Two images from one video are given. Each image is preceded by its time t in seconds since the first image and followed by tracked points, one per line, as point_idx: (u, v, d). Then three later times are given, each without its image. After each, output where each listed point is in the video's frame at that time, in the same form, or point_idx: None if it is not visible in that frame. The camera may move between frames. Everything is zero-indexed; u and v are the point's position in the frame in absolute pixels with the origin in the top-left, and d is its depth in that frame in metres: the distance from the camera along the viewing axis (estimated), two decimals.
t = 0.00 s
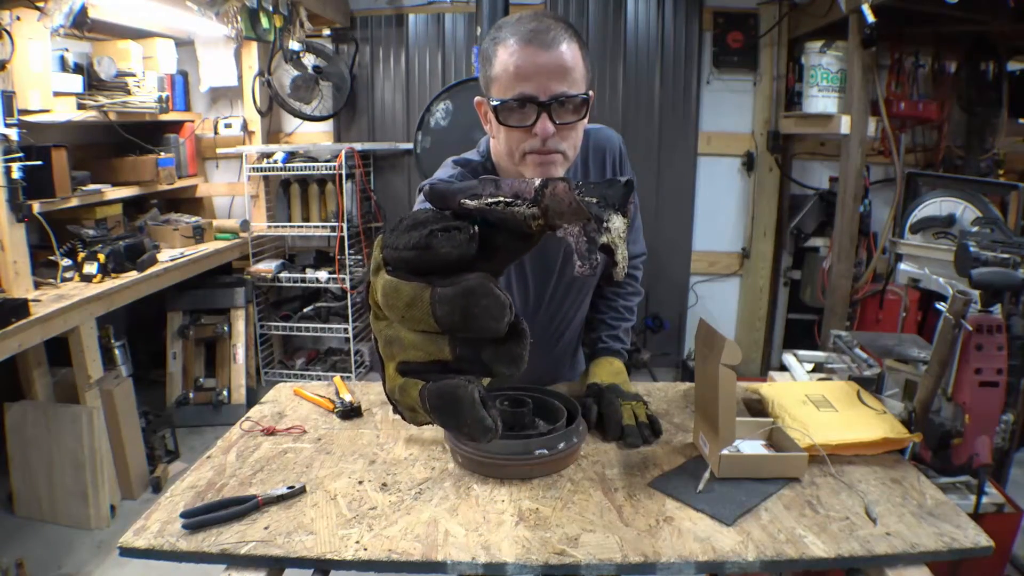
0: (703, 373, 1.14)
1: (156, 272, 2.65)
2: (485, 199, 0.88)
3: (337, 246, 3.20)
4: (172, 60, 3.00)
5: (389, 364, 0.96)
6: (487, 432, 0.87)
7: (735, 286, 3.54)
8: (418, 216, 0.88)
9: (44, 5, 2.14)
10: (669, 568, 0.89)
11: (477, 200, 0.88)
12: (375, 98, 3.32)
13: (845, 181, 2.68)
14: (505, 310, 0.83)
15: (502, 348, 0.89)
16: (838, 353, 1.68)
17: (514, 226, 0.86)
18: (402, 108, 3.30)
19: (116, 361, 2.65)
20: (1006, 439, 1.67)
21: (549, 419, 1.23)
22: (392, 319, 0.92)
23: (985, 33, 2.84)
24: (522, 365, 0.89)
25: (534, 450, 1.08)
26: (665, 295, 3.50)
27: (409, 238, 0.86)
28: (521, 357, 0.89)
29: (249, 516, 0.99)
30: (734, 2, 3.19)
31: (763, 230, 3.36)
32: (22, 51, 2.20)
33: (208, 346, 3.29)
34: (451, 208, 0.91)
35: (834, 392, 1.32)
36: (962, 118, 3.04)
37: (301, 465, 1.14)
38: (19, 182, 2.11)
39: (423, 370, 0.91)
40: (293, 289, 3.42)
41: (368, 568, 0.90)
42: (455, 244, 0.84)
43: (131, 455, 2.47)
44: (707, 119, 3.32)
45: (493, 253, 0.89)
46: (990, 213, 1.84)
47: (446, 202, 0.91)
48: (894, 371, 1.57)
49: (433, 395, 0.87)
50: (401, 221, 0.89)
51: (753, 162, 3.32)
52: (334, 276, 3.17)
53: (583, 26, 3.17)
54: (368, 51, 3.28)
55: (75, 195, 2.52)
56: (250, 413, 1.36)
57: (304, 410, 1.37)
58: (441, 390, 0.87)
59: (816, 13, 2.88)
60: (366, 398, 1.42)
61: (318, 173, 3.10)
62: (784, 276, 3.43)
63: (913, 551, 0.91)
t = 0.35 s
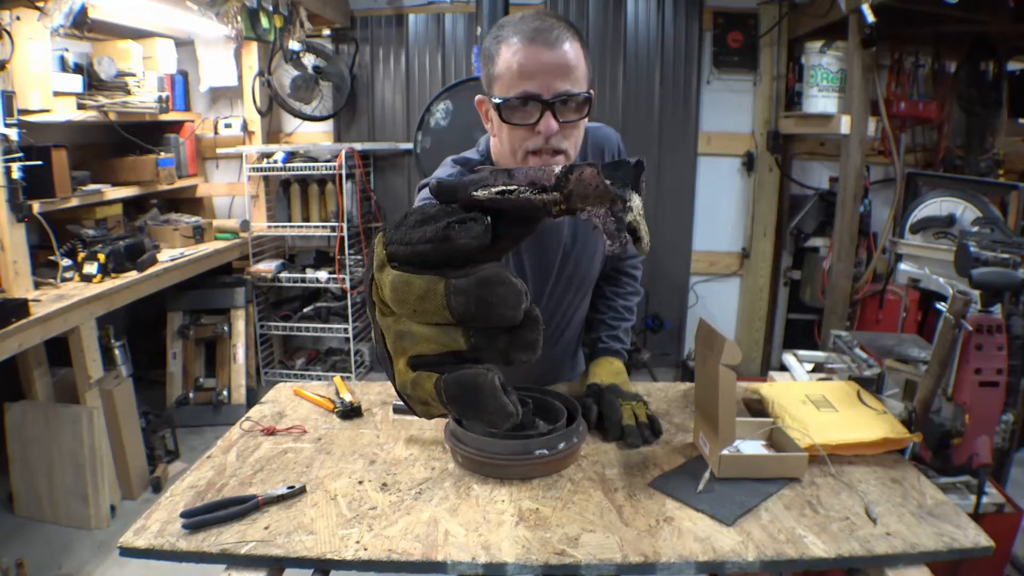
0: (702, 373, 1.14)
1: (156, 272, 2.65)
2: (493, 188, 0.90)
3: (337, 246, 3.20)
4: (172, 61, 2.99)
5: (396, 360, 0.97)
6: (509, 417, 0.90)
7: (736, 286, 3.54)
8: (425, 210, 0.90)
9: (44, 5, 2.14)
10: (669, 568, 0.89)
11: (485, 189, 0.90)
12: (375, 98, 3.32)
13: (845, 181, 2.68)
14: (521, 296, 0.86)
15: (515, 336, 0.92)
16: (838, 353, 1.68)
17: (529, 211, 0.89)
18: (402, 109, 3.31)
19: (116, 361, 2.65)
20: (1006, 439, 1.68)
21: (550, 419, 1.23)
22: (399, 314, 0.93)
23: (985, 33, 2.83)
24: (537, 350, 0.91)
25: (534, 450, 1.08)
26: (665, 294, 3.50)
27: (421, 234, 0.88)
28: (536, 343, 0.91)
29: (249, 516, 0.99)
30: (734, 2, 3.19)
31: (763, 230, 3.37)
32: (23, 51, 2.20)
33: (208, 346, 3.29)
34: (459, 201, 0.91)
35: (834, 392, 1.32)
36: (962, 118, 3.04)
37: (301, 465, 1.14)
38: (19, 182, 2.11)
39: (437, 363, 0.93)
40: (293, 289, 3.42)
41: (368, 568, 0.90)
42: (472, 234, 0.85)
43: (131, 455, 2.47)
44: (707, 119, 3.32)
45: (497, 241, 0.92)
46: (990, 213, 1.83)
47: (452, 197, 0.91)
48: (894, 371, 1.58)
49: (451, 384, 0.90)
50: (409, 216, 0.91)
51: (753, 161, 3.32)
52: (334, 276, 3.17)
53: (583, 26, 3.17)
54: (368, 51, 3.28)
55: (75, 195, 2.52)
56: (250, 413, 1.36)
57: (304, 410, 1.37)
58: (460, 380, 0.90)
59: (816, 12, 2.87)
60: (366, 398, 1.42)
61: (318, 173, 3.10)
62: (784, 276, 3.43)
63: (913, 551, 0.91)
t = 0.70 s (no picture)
0: (702, 373, 1.14)
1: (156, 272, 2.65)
2: (494, 146, 0.93)
3: (337, 246, 3.20)
4: (172, 60, 2.99)
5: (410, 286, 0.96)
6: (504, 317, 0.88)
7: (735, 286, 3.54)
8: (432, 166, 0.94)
9: (44, 5, 2.14)
10: (669, 569, 0.89)
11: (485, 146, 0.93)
12: (375, 98, 3.33)
13: (845, 181, 2.68)
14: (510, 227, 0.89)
15: (505, 254, 0.92)
16: (838, 353, 1.68)
17: (515, 163, 0.91)
18: (402, 109, 3.31)
19: (116, 361, 2.65)
20: (1006, 439, 1.68)
21: (549, 419, 1.23)
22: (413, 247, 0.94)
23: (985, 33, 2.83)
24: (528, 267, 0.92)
25: (534, 450, 1.08)
26: (665, 294, 3.50)
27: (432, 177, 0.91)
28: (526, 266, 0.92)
29: (249, 516, 0.99)
30: (734, 2, 3.19)
31: (763, 230, 3.36)
32: (22, 51, 2.20)
33: (208, 346, 3.29)
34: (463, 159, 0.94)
35: (834, 392, 1.32)
36: (962, 118, 3.04)
37: (301, 465, 1.14)
38: (19, 182, 2.11)
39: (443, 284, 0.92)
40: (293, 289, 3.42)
41: (368, 568, 0.90)
42: (477, 177, 0.90)
43: (131, 455, 2.47)
44: (707, 119, 3.32)
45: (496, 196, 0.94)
46: (990, 213, 1.83)
47: (455, 152, 0.94)
48: (894, 372, 1.58)
49: (454, 296, 0.89)
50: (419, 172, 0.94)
51: (753, 162, 3.32)
52: (334, 276, 3.17)
53: (583, 26, 3.17)
54: (368, 51, 3.28)
55: (75, 195, 2.52)
56: (250, 413, 1.36)
57: (304, 410, 1.37)
58: (461, 293, 0.88)
59: (815, 12, 2.87)
60: (366, 398, 1.42)
61: (318, 173, 3.10)
62: (785, 276, 3.43)
63: (913, 551, 0.91)
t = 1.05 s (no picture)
0: (702, 372, 1.14)
1: (156, 272, 2.65)
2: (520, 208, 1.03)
3: (337, 246, 3.20)
4: (172, 60, 2.99)
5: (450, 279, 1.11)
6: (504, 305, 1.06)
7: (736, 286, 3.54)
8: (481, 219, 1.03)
9: (44, 5, 2.14)
10: (669, 568, 0.89)
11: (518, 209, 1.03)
12: (375, 98, 3.33)
13: (845, 180, 2.68)
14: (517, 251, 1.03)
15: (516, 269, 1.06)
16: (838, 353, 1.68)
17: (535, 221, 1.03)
18: (402, 109, 3.31)
19: (116, 361, 2.65)
20: (1006, 439, 1.68)
21: (549, 419, 1.22)
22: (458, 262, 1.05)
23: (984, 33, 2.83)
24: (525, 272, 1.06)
25: (534, 450, 1.07)
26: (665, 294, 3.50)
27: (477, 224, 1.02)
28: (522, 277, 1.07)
29: (249, 516, 0.99)
30: (734, 3, 3.19)
31: (763, 229, 3.36)
32: (23, 51, 2.20)
33: (208, 346, 3.29)
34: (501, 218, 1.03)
35: (834, 393, 1.32)
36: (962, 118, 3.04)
37: (301, 465, 1.14)
38: (19, 182, 2.11)
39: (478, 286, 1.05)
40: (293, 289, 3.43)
41: (368, 568, 0.90)
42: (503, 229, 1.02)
43: (132, 455, 2.47)
44: (707, 119, 3.32)
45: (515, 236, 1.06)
46: (989, 213, 1.83)
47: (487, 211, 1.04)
48: (894, 372, 1.57)
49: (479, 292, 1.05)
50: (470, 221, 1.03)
51: (753, 162, 3.32)
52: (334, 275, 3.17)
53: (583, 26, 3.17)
54: (368, 51, 3.28)
55: (75, 195, 2.52)
56: (250, 413, 1.36)
57: (303, 410, 1.37)
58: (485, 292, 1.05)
59: (815, 12, 2.87)
60: (366, 398, 1.42)
61: (318, 172, 3.10)
62: (785, 276, 3.40)
63: (912, 551, 0.91)
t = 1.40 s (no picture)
0: (702, 373, 1.14)
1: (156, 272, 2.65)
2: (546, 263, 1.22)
3: (337, 246, 3.20)
4: (172, 60, 2.99)
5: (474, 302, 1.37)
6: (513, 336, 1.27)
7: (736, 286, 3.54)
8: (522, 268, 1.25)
9: (44, 5, 2.14)
10: (669, 568, 0.89)
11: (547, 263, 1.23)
12: (375, 98, 3.33)
13: (845, 179, 2.68)
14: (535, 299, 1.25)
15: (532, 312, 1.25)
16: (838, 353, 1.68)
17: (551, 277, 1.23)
18: (402, 109, 3.31)
19: (116, 361, 2.65)
20: (1006, 439, 1.68)
21: (549, 419, 1.22)
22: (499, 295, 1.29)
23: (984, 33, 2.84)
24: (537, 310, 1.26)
25: (534, 450, 1.07)
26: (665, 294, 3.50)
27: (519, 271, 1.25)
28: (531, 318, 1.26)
29: (249, 516, 0.99)
30: (734, 3, 3.19)
31: (763, 229, 3.37)
32: (23, 51, 2.20)
33: (208, 346, 3.29)
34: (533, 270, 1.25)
35: (834, 393, 1.33)
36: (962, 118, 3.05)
37: (300, 465, 1.14)
38: (19, 182, 2.11)
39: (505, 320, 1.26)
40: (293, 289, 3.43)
41: (368, 568, 0.90)
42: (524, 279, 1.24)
43: (132, 455, 2.47)
44: (707, 119, 3.32)
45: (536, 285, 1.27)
46: (989, 213, 1.83)
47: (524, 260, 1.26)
48: (894, 372, 1.52)
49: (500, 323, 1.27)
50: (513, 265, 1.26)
51: (753, 162, 3.31)
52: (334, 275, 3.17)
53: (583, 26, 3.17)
54: (368, 51, 3.28)
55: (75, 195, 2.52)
56: (250, 413, 1.36)
57: (303, 410, 1.37)
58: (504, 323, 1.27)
59: (815, 12, 2.87)
60: (366, 398, 1.42)
61: (318, 173, 3.10)
62: (785, 276, 3.40)
63: (912, 551, 0.91)
